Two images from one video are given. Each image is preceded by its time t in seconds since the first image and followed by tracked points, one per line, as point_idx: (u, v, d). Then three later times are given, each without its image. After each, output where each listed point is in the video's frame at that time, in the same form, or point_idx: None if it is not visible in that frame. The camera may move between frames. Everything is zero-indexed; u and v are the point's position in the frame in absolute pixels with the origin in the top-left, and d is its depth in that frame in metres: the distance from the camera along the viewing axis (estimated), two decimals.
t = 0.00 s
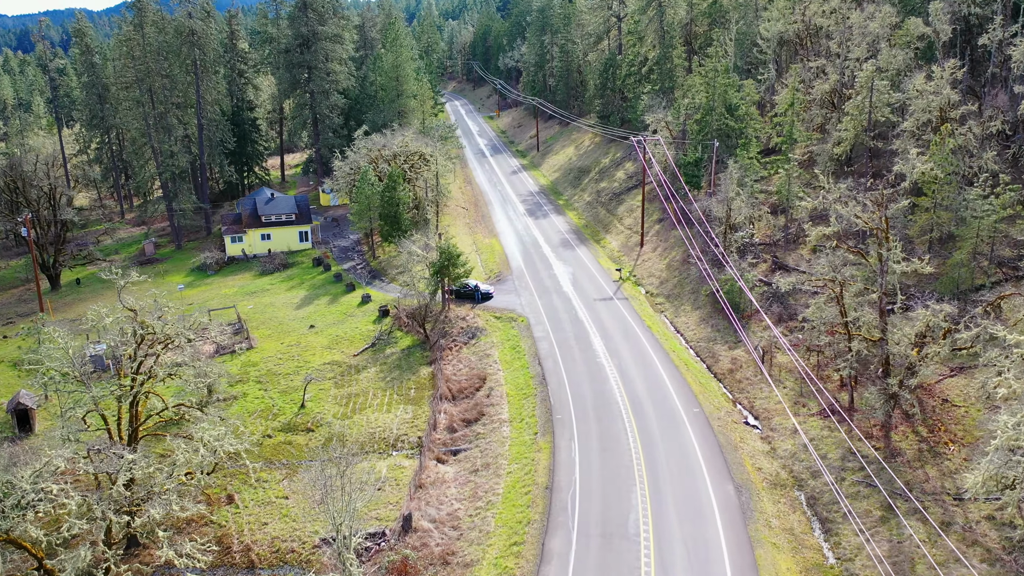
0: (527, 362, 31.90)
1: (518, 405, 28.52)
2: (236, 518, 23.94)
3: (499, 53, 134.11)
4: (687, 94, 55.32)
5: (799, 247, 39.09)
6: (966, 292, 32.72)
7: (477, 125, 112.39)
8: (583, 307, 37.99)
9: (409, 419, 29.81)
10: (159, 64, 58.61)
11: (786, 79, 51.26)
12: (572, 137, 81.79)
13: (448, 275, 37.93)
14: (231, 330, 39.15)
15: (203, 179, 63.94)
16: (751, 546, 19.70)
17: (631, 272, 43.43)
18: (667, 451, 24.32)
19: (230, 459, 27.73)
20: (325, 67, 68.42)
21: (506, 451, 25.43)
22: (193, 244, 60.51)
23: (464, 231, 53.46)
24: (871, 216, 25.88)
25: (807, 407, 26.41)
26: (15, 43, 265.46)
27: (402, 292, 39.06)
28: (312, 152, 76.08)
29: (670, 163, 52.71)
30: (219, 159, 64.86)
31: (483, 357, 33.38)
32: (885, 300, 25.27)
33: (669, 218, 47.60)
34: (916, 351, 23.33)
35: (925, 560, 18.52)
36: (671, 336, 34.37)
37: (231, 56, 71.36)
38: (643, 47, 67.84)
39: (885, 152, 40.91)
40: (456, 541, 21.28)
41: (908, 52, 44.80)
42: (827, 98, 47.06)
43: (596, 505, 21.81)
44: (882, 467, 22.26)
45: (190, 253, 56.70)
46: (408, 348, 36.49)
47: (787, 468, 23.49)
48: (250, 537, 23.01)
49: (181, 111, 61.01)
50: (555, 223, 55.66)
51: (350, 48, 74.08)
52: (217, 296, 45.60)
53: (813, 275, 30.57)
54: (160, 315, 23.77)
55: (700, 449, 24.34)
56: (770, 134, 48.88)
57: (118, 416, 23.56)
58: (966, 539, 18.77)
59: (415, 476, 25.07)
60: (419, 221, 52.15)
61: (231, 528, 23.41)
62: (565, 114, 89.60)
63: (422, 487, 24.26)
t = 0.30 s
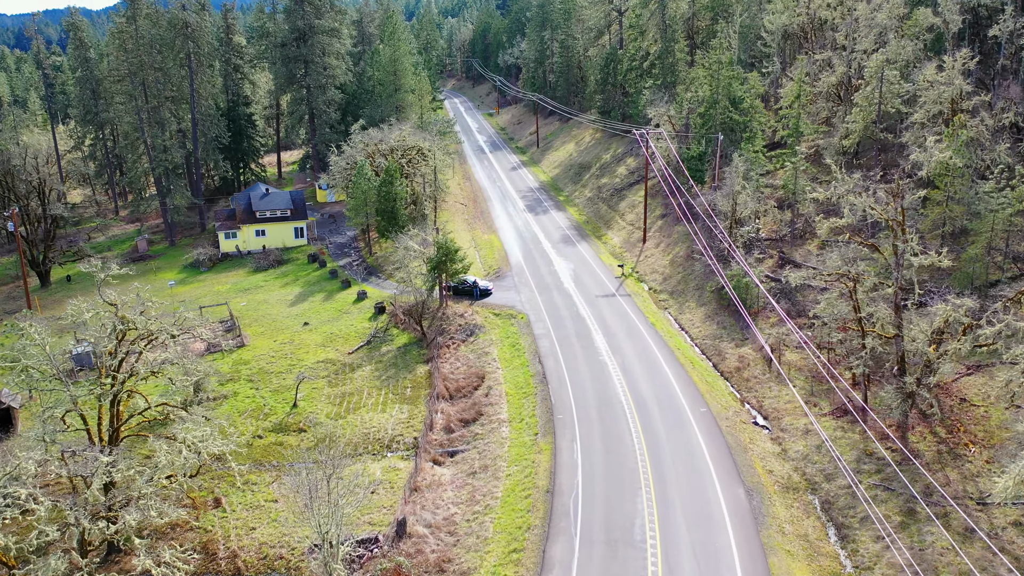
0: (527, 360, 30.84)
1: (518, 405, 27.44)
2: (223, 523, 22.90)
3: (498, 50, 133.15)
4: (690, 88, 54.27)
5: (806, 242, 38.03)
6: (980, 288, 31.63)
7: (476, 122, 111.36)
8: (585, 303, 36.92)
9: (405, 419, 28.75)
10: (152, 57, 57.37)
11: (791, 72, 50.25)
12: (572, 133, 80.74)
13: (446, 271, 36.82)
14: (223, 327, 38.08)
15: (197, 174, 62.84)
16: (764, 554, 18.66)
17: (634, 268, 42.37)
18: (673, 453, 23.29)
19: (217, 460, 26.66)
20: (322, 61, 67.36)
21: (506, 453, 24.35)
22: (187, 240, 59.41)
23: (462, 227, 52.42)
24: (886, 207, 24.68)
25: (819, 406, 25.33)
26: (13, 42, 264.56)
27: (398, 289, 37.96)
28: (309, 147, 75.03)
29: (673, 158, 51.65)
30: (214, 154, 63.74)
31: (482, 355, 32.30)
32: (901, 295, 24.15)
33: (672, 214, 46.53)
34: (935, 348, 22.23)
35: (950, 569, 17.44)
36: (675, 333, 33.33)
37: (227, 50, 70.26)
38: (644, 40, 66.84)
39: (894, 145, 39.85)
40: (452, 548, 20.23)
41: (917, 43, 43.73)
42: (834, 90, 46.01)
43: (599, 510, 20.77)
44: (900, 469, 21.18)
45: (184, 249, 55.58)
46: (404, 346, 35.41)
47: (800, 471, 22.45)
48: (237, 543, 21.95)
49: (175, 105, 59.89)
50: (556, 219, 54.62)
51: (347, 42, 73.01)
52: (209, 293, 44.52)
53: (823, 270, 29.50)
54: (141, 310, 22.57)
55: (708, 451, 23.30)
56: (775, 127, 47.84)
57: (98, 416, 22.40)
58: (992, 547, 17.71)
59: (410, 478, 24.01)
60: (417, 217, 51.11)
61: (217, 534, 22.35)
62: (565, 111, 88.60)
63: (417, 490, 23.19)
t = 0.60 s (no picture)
0: (528, 362, 29.58)
1: (518, 409, 26.18)
2: (205, 535, 21.64)
3: (498, 49, 131.90)
4: (694, 83, 53.07)
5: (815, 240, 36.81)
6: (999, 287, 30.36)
7: (475, 120, 110.18)
8: (587, 303, 35.66)
9: (400, 424, 27.51)
10: (144, 51, 55.73)
11: (798, 67, 48.97)
12: (573, 131, 79.51)
13: (443, 270, 35.56)
14: (213, 328, 36.82)
15: (191, 171, 61.58)
16: (782, 572, 17.42)
17: (637, 267, 41.14)
18: (682, 462, 22.04)
19: (202, 468, 25.39)
20: (319, 56, 66.09)
21: (505, 461, 23.08)
22: (180, 239, 58.16)
23: (461, 225, 51.22)
24: (906, 201, 23.36)
25: (835, 412, 24.08)
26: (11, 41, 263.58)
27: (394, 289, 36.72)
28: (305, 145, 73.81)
29: (677, 154, 50.40)
30: (208, 151, 62.48)
31: (481, 357, 31.04)
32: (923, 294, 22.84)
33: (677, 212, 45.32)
34: (959, 351, 20.94)
35: None
36: (681, 334, 32.09)
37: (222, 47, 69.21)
38: (647, 37, 65.62)
39: (907, 140, 38.59)
40: (448, 563, 18.97)
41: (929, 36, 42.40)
42: (843, 85, 44.74)
43: (605, 523, 19.52)
44: (924, 480, 19.92)
45: (176, 248, 54.28)
46: (400, 347, 34.16)
47: (817, 480, 21.20)
48: (220, 557, 20.72)
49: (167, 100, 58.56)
50: (557, 217, 53.39)
51: (344, 37, 71.73)
52: (200, 293, 43.27)
53: (837, 268, 28.28)
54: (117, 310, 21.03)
55: (719, 459, 22.08)
56: (782, 123, 46.62)
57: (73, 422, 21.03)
58: None
59: (404, 488, 22.77)
60: (414, 215, 49.89)
61: (199, 547, 21.09)
62: (566, 108, 87.40)
63: (412, 500, 21.93)
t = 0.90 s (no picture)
0: (529, 365, 28.12)
1: (519, 416, 24.72)
2: (184, 552, 20.24)
3: (499, 46, 130.41)
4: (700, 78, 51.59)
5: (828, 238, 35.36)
6: None
7: (475, 117, 108.73)
8: (591, 304, 34.22)
9: (394, 431, 26.07)
10: (135, 44, 53.70)
11: (807, 60, 47.49)
12: (575, 127, 78.06)
13: (441, 269, 34.11)
14: (202, 329, 35.38)
15: (183, 168, 60.11)
16: None
17: (643, 266, 39.67)
18: (695, 474, 20.58)
19: (184, 478, 23.97)
20: (315, 51, 64.61)
21: (505, 472, 21.63)
22: (172, 237, 56.68)
23: (460, 223, 49.79)
24: (935, 195, 21.79)
25: (856, 420, 22.62)
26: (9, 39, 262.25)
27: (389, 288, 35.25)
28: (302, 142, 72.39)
29: (682, 150, 48.95)
30: (201, 147, 61.02)
31: (480, 359, 29.56)
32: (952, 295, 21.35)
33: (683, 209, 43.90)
34: (994, 355, 19.44)
35: None
36: (690, 336, 30.61)
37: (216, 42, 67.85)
38: (650, 31, 64.13)
39: (923, 135, 37.10)
40: None
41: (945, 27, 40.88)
42: (854, 78, 43.27)
43: (614, 542, 18.07)
44: (958, 495, 18.45)
45: (167, 246, 52.78)
46: (396, 349, 32.70)
47: (840, 494, 19.75)
48: None
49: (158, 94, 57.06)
50: (558, 214, 51.95)
51: (341, 31, 70.26)
52: (190, 292, 41.82)
53: (855, 267, 26.81)
54: (89, 311, 19.22)
55: (734, 470, 20.68)
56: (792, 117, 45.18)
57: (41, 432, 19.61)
58: None
59: (398, 500, 21.34)
60: (412, 212, 48.46)
61: (176, 565, 19.68)
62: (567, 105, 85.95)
63: (406, 514, 20.50)
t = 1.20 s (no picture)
0: (532, 374, 26.27)
1: (521, 430, 22.87)
2: None
3: (499, 44, 128.62)
4: (709, 72, 49.78)
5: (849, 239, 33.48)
6: None
7: (476, 115, 106.87)
8: (597, 308, 32.35)
9: (387, 447, 24.23)
10: (124, 36, 51.97)
11: (821, 53, 45.63)
12: (578, 124, 76.21)
13: (440, 271, 32.28)
14: (186, 333, 33.52)
15: (174, 164, 58.21)
16: None
17: (651, 268, 37.80)
18: (715, 499, 18.74)
19: (159, 499, 22.15)
20: (311, 45, 62.81)
21: (507, 494, 19.78)
22: (162, 237, 54.77)
23: (460, 222, 47.98)
24: (977, 191, 19.94)
25: (890, 439, 20.75)
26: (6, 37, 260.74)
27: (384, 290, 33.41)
28: (298, 139, 70.61)
29: (690, 147, 47.11)
30: (192, 143, 59.15)
31: (480, 368, 27.69)
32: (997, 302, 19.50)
33: (693, 208, 42.14)
34: None
35: None
36: (704, 343, 28.75)
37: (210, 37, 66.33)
38: (656, 25, 62.29)
39: (946, 130, 35.24)
40: None
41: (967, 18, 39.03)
42: (871, 72, 41.46)
43: None
44: (1011, 525, 16.55)
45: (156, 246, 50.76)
46: (391, 356, 30.84)
47: (877, 522, 17.87)
48: None
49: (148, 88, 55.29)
50: (561, 213, 50.12)
51: (338, 25, 68.47)
52: (177, 295, 39.96)
53: (883, 271, 24.96)
54: (45, 318, 17.30)
55: (759, 494, 18.87)
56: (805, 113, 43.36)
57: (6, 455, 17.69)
58: None
59: (389, 526, 19.47)
60: (410, 211, 46.61)
61: None
62: (569, 102, 84.16)
63: (398, 542, 18.65)
